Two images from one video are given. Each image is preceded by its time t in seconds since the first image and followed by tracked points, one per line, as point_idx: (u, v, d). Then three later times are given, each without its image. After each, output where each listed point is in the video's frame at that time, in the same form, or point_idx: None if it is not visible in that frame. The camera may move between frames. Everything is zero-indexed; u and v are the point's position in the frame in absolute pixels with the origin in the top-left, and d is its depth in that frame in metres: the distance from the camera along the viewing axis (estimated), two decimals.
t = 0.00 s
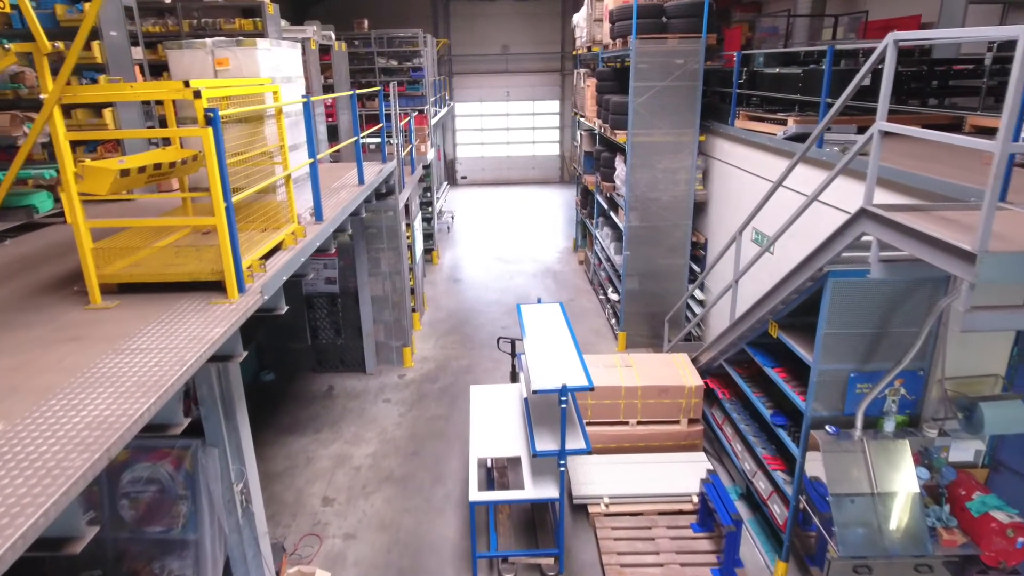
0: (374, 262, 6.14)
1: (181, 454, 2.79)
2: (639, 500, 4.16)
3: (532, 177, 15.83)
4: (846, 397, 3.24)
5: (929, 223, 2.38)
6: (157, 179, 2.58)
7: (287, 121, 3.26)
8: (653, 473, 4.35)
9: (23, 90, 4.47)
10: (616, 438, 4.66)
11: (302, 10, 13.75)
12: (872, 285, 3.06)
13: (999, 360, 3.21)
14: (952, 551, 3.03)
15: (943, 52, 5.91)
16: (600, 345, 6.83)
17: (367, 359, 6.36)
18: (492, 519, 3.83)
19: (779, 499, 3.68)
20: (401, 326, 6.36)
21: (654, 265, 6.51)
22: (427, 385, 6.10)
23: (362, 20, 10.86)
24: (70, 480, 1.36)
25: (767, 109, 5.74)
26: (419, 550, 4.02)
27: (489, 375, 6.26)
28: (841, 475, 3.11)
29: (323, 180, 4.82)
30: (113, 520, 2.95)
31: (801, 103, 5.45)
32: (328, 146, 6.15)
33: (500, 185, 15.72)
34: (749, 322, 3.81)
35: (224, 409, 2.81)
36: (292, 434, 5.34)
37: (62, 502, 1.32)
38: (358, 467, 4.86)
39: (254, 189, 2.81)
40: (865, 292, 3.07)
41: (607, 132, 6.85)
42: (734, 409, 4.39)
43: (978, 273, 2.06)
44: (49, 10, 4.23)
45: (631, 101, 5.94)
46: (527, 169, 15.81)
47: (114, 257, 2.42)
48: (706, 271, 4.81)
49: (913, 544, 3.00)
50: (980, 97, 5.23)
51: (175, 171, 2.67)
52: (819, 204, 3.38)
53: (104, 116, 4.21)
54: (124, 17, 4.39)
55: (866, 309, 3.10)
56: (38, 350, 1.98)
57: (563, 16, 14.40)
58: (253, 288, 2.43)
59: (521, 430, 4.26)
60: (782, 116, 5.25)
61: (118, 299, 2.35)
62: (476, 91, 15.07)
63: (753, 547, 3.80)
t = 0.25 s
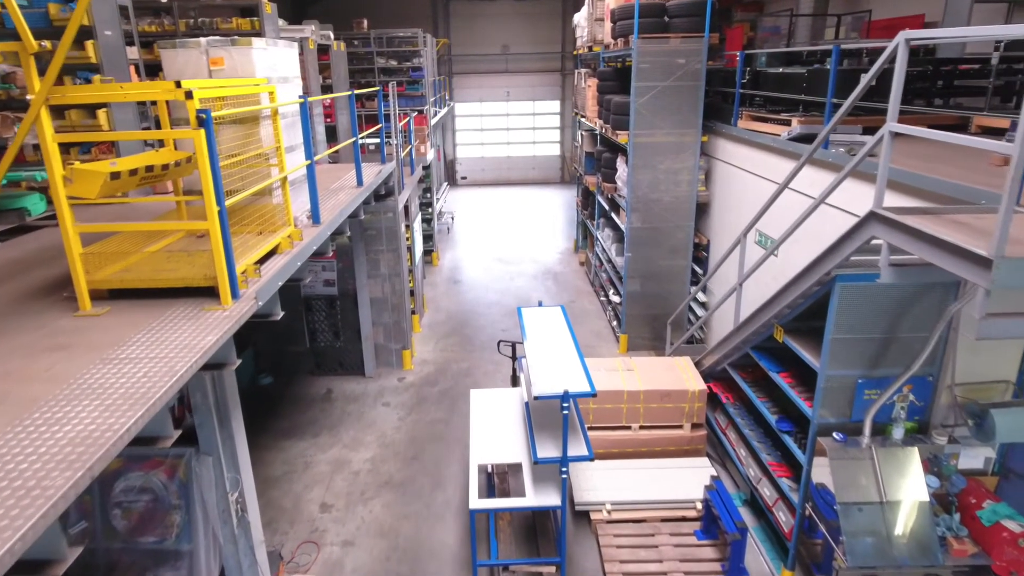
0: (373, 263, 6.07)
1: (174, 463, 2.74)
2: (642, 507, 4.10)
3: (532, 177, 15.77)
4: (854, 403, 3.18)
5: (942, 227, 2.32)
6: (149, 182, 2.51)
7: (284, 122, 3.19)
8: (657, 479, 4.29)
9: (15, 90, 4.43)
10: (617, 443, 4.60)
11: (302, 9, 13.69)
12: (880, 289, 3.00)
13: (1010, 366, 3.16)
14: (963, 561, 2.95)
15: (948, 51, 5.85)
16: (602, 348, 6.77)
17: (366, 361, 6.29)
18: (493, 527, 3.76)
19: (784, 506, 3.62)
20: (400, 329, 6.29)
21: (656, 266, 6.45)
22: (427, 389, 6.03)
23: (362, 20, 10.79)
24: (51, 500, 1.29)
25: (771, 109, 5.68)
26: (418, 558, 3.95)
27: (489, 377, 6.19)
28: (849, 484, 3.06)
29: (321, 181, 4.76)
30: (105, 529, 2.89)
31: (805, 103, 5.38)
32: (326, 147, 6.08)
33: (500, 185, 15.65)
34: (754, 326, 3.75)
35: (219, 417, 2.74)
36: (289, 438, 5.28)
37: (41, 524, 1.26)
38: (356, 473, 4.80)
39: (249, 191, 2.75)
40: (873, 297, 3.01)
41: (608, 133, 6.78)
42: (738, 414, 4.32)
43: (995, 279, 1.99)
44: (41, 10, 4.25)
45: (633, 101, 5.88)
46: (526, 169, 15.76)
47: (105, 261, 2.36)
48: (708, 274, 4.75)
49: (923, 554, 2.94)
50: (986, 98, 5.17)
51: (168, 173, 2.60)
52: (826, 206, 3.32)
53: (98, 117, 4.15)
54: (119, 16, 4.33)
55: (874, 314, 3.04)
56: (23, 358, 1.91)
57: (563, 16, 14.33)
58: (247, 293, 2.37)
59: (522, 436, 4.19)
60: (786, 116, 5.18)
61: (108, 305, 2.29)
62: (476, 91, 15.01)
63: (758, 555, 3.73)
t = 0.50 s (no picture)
0: (372, 266, 6.01)
1: (167, 472, 2.68)
2: (644, 514, 4.04)
3: (532, 177, 15.72)
4: (862, 409, 3.11)
5: (956, 232, 2.25)
6: (141, 185, 2.44)
7: (280, 123, 3.13)
8: (659, 486, 4.22)
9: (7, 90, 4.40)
10: (620, 448, 4.54)
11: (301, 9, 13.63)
12: (890, 294, 2.93)
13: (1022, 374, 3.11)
14: (974, 572, 2.93)
15: (953, 50, 5.77)
16: (603, 351, 6.70)
17: (365, 365, 6.22)
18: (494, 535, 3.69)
19: (790, 514, 3.55)
20: (400, 332, 6.23)
21: (657, 268, 6.38)
22: (427, 392, 5.96)
23: (362, 20, 10.72)
24: (27, 523, 1.23)
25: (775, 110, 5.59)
26: (417, 566, 3.89)
27: (490, 381, 6.13)
28: (858, 494, 3.07)
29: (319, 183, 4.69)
30: (97, 540, 2.83)
31: (809, 104, 5.29)
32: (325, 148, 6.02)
33: (500, 186, 15.59)
34: (760, 331, 3.69)
35: (212, 425, 2.66)
36: (287, 443, 5.22)
37: (16, 549, 1.19)
38: (355, 478, 4.73)
39: (244, 194, 2.68)
40: (882, 302, 2.94)
41: (610, 133, 6.71)
42: (742, 419, 4.26)
43: (1014, 286, 1.93)
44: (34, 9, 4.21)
45: (635, 101, 5.81)
46: (527, 170, 15.70)
47: (94, 267, 2.29)
48: (712, 277, 4.68)
49: (931, 566, 2.96)
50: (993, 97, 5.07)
51: (161, 175, 2.54)
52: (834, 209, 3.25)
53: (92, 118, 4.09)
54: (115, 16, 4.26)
55: (883, 320, 2.97)
56: (7, 369, 1.85)
57: (564, 15, 14.25)
58: (241, 299, 2.30)
59: (523, 442, 4.13)
60: (790, 117, 5.11)
61: (98, 312, 2.22)
62: (477, 91, 14.94)
63: (764, 563, 3.66)
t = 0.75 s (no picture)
0: (371, 268, 5.94)
1: (159, 483, 2.61)
2: (647, 521, 3.97)
3: (532, 178, 15.65)
4: (871, 417, 3.05)
5: (970, 237, 2.18)
6: (132, 188, 2.38)
7: (276, 125, 3.06)
8: (663, 493, 4.15)
9: None
10: (622, 454, 4.47)
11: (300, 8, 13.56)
12: (900, 300, 2.86)
13: None
14: None
15: (959, 50, 5.70)
16: (604, 354, 6.64)
17: (363, 368, 6.16)
18: (494, 544, 3.62)
19: (796, 524, 3.48)
20: (399, 335, 6.15)
21: (659, 270, 6.32)
22: (427, 396, 5.90)
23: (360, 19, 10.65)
24: None
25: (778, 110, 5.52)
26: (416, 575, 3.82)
27: (490, 384, 6.06)
28: (866, 503, 2.96)
29: (316, 185, 4.63)
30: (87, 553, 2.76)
31: (813, 105, 5.22)
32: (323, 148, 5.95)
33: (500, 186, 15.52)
34: (765, 335, 3.62)
35: (206, 434, 2.60)
36: (284, 448, 5.15)
37: None
38: (353, 484, 4.66)
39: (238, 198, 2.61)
40: (892, 308, 2.87)
41: (611, 134, 6.65)
42: (747, 425, 4.19)
43: None
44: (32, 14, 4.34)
45: (637, 102, 5.74)
46: (527, 169, 15.63)
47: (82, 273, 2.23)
48: (715, 280, 4.62)
49: None
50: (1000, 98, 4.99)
51: (152, 179, 2.47)
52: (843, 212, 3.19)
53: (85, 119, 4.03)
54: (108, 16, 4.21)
55: (893, 326, 2.90)
56: None
57: (565, 15, 14.18)
58: (234, 306, 2.23)
59: (524, 449, 4.06)
60: (794, 117, 5.04)
61: (86, 320, 2.16)
62: (477, 91, 14.87)
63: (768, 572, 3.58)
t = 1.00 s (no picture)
0: (369, 270, 5.87)
1: (151, 493, 2.53)
2: (651, 529, 3.90)
3: (533, 178, 15.59)
4: (880, 426, 2.97)
5: (985, 241, 2.11)
6: (121, 192, 2.31)
7: (270, 126, 2.98)
8: (666, 500, 4.08)
9: None
10: (625, 460, 4.40)
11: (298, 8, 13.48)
12: (911, 305, 2.79)
13: None
14: None
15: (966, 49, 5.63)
16: (606, 357, 6.57)
17: (362, 371, 6.09)
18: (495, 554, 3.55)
19: (803, 533, 3.40)
20: (398, 338, 6.08)
21: (661, 273, 6.25)
22: (426, 400, 5.82)
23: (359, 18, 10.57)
24: None
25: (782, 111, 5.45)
26: None
27: (490, 388, 5.99)
28: (876, 513, 2.97)
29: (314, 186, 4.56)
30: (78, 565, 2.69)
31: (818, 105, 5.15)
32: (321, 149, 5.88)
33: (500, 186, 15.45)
34: (772, 340, 3.55)
35: (198, 443, 2.54)
36: (282, 453, 5.08)
37: None
38: (351, 490, 4.59)
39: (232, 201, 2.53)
40: (902, 313, 2.79)
41: (613, 134, 6.58)
42: (751, 431, 4.12)
43: None
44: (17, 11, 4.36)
45: (639, 102, 5.67)
46: (527, 170, 15.57)
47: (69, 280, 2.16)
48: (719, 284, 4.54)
49: None
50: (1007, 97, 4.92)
51: (143, 182, 2.40)
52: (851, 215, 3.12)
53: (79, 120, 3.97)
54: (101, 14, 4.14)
55: (903, 332, 2.83)
56: None
57: (565, 14, 14.10)
58: (226, 313, 2.16)
59: (525, 455, 3.99)
60: (799, 118, 4.97)
61: (72, 329, 2.09)
62: (477, 91, 14.80)
63: None
